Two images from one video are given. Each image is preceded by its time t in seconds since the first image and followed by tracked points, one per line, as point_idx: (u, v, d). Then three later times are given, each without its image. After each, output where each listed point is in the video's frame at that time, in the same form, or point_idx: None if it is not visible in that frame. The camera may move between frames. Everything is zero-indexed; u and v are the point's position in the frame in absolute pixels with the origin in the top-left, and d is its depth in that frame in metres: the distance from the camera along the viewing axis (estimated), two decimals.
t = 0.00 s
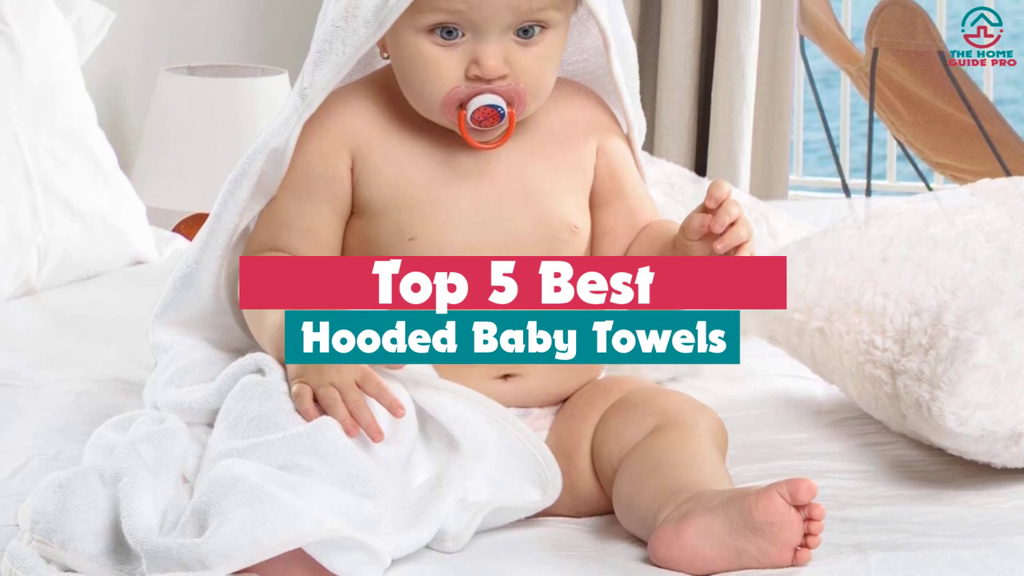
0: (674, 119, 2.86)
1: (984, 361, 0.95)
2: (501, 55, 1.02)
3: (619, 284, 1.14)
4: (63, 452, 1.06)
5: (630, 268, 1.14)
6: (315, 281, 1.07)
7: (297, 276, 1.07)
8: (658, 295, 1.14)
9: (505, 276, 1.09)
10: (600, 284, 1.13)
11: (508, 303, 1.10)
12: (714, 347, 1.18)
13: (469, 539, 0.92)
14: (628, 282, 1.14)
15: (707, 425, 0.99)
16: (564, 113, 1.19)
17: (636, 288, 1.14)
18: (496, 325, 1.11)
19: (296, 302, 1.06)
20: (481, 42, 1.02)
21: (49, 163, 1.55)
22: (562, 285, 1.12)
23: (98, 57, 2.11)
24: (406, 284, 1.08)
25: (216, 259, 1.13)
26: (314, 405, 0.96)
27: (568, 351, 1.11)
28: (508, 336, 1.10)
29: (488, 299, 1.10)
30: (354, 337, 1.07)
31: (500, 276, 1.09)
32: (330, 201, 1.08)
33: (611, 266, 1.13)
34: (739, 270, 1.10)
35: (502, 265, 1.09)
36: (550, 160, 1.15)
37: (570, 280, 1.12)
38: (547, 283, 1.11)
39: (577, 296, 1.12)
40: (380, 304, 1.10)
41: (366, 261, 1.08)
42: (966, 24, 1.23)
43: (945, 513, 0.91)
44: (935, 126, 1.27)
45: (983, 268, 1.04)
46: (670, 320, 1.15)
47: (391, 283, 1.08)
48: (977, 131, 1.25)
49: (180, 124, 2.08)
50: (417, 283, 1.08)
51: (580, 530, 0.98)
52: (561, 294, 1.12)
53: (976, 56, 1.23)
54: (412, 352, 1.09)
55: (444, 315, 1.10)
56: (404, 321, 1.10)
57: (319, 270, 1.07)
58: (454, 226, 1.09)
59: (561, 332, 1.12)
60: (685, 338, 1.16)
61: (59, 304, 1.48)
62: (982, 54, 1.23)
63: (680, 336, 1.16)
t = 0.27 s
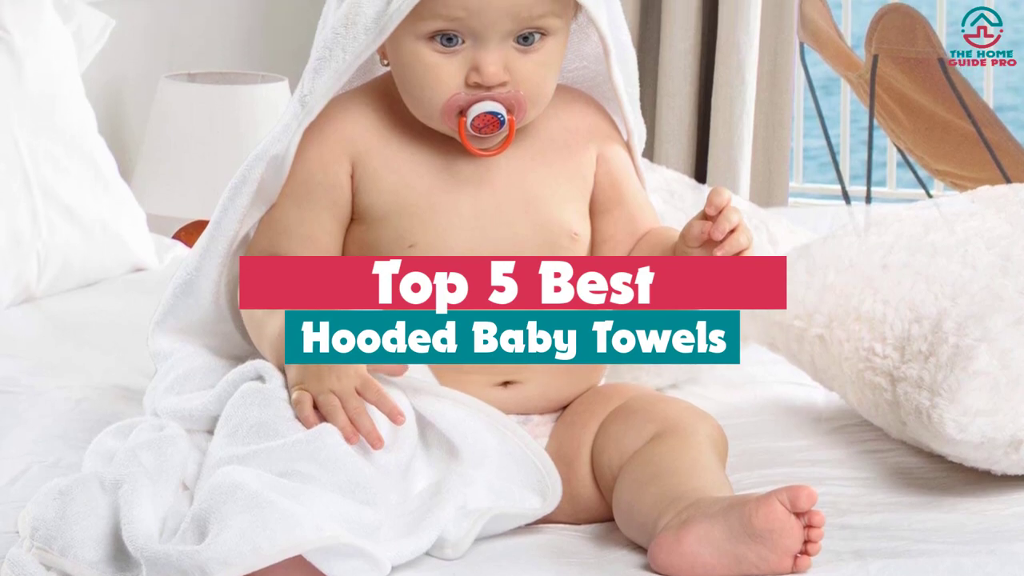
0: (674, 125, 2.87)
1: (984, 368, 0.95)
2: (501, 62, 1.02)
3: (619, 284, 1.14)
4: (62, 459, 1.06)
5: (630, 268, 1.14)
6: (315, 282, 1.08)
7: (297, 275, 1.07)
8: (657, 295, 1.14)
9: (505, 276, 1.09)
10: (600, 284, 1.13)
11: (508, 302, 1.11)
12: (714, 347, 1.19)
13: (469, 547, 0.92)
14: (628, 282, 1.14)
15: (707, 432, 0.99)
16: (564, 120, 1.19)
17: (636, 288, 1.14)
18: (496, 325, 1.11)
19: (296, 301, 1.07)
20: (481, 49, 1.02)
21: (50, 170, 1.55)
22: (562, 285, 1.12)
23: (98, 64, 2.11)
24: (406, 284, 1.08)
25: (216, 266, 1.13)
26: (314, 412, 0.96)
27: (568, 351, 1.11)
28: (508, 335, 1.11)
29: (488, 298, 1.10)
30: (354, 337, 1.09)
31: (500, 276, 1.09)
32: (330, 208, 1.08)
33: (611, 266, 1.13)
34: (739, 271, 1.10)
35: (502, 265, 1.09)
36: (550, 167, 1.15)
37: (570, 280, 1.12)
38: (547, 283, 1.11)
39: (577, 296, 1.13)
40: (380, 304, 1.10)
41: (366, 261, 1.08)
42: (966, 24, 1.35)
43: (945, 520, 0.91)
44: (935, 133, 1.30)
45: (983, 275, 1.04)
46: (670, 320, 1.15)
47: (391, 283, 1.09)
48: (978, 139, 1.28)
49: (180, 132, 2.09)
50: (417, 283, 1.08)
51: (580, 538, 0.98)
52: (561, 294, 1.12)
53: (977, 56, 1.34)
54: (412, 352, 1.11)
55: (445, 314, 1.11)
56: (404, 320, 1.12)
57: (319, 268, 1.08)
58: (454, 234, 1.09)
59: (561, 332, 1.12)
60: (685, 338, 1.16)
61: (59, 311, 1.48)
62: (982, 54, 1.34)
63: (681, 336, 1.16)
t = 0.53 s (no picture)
0: (675, 133, 2.87)
1: (984, 375, 0.95)
2: (501, 69, 1.03)
3: (619, 284, 1.14)
4: (62, 466, 1.06)
5: (630, 268, 1.14)
6: (315, 283, 1.07)
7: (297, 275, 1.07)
8: (658, 296, 1.14)
9: (505, 277, 1.09)
10: (600, 284, 1.14)
11: (508, 303, 1.11)
12: (714, 347, 1.21)
13: (469, 554, 0.92)
14: (628, 282, 1.14)
15: (707, 440, 0.99)
16: (564, 127, 1.19)
17: (636, 288, 1.15)
18: (496, 325, 1.11)
19: (295, 302, 1.06)
20: (481, 56, 1.02)
21: (50, 177, 1.56)
22: (562, 285, 1.12)
23: (99, 72, 2.12)
24: (406, 284, 1.09)
25: (216, 273, 1.13)
26: (314, 419, 0.96)
27: (568, 351, 1.12)
28: (508, 336, 1.11)
29: (488, 298, 1.10)
30: (354, 337, 1.09)
31: (500, 276, 1.09)
32: (330, 216, 1.09)
33: (611, 266, 1.14)
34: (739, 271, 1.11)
35: (501, 266, 1.09)
36: (550, 174, 1.15)
37: (570, 280, 1.12)
38: (547, 283, 1.12)
39: (577, 296, 1.13)
40: (381, 304, 1.10)
41: (366, 261, 1.08)
42: (967, 24, 1.39)
43: (945, 528, 0.90)
44: (935, 141, 1.33)
45: (983, 283, 1.04)
46: (670, 320, 1.16)
47: (391, 283, 1.09)
48: (977, 147, 1.31)
49: (180, 139, 2.09)
50: (417, 284, 1.09)
51: (581, 545, 0.98)
52: (561, 294, 1.12)
53: (976, 56, 1.38)
54: (412, 352, 1.11)
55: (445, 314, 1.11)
56: (404, 320, 1.12)
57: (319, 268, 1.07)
58: (454, 242, 1.09)
59: (561, 332, 1.13)
60: (685, 338, 1.17)
61: (60, 318, 1.48)
62: (982, 54, 1.39)
63: (681, 336, 1.17)
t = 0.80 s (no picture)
0: (675, 140, 2.87)
1: (984, 383, 0.95)
2: (501, 77, 1.03)
3: (619, 284, 1.16)
4: (62, 474, 1.06)
5: (631, 268, 1.16)
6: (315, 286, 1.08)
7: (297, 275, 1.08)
8: (657, 295, 1.16)
9: (505, 277, 1.10)
10: (600, 284, 1.14)
11: (508, 303, 1.12)
12: (714, 347, 1.23)
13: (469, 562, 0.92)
14: (628, 282, 1.16)
15: (707, 447, 0.99)
16: (564, 134, 1.19)
17: (636, 288, 1.16)
18: (496, 325, 1.11)
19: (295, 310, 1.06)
20: (481, 64, 1.02)
21: (50, 185, 1.56)
22: (562, 285, 1.13)
23: (99, 79, 2.12)
24: (406, 284, 1.09)
25: (216, 281, 1.13)
26: (314, 427, 0.96)
27: (568, 351, 1.12)
28: (508, 336, 1.11)
29: (488, 298, 1.11)
30: (354, 337, 1.10)
31: (500, 276, 1.10)
32: (330, 224, 1.09)
33: (611, 266, 1.15)
34: (739, 271, 1.12)
35: (502, 265, 1.10)
36: (550, 182, 1.15)
37: (570, 280, 1.13)
38: (547, 283, 1.12)
39: (577, 296, 1.13)
40: (381, 304, 1.11)
41: (366, 261, 1.09)
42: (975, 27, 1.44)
43: (945, 535, 0.90)
44: (936, 148, 1.33)
45: (983, 290, 1.04)
46: (671, 320, 1.18)
47: (391, 283, 1.09)
48: (977, 153, 1.31)
49: (180, 146, 2.09)
50: (417, 284, 1.09)
51: (581, 553, 0.98)
52: (561, 294, 1.13)
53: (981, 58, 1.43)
54: (412, 351, 1.10)
55: (444, 313, 1.12)
56: (403, 320, 1.12)
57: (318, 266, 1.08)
58: (454, 249, 1.09)
59: (561, 332, 1.13)
60: (685, 338, 1.19)
61: (60, 326, 1.48)
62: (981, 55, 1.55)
63: (681, 336, 1.19)
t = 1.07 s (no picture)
0: (675, 148, 2.87)
1: (984, 391, 0.95)
2: (501, 85, 1.03)
3: (619, 284, 1.17)
4: (62, 482, 1.06)
5: (630, 268, 1.17)
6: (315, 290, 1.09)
7: (296, 278, 1.08)
8: (657, 295, 1.18)
9: (505, 276, 1.10)
10: (600, 284, 1.15)
11: (508, 303, 1.12)
12: (714, 347, 1.24)
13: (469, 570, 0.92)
14: (628, 282, 1.17)
15: (707, 455, 0.99)
16: (564, 143, 1.19)
17: (636, 287, 1.18)
18: (496, 325, 1.12)
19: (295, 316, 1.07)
20: (481, 72, 1.02)
21: (50, 193, 1.56)
22: (562, 285, 1.13)
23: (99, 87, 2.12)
24: (406, 284, 1.10)
25: (216, 289, 1.13)
26: (314, 435, 0.96)
27: (568, 351, 1.12)
28: (508, 336, 1.11)
29: (488, 298, 1.12)
30: (354, 337, 1.13)
31: (500, 276, 1.10)
32: (330, 231, 1.09)
33: (611, 266, 1.15)
34: (737, 271, 1.16)
35: (502, 265, 1.10)
36: (550, 190, 1.15)
37: (570, 280, 1.13)
38: (547, 283, 1.12)
39: (576, 296, 1.14)
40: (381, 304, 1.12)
41: (366, 261, 1.09)
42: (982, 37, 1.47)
43: (946, 543, 0.90)
44: (936, 156, 1.34)
45: (983, 298, 1.03)
46: (670, 320, 1.20)
47: (391, 283, 1.10)
48: (978, 161, 1.32)
49: (180, 154, 2.09)
50: (417, 284, 1.09)
51: (581, 560, 0.98)
52: (561, 294, 1.13)
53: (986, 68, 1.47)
54: (411, 351, 1.11)
55: (444, 313, 1.13)
56: (403, 320, 1.14)
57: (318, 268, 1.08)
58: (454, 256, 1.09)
59: (561, 333, 1.13)
60: (684, 338, 1.22)
61: (59, 334, 1.48)
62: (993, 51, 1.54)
63: (681, 336, 1.22)
